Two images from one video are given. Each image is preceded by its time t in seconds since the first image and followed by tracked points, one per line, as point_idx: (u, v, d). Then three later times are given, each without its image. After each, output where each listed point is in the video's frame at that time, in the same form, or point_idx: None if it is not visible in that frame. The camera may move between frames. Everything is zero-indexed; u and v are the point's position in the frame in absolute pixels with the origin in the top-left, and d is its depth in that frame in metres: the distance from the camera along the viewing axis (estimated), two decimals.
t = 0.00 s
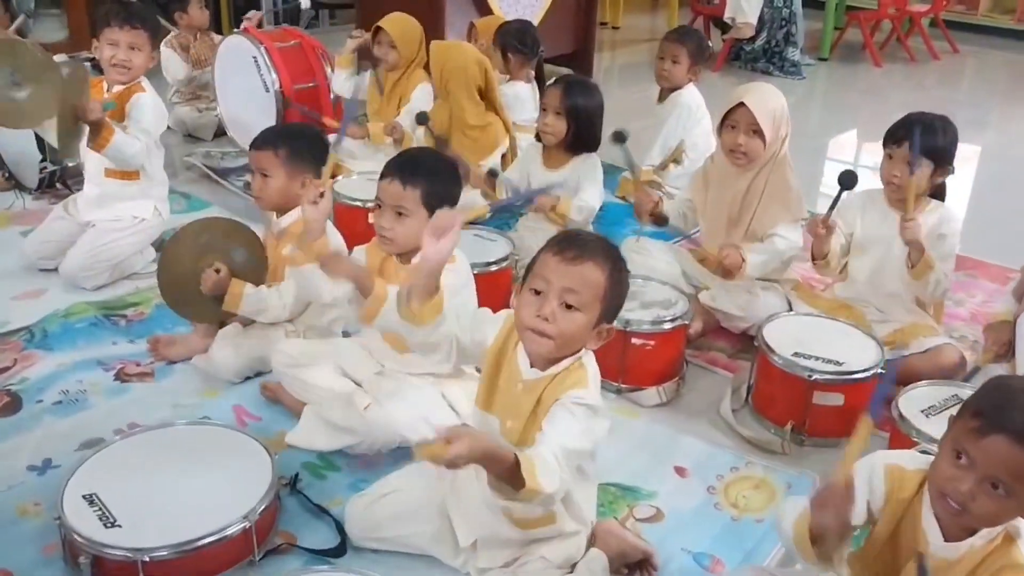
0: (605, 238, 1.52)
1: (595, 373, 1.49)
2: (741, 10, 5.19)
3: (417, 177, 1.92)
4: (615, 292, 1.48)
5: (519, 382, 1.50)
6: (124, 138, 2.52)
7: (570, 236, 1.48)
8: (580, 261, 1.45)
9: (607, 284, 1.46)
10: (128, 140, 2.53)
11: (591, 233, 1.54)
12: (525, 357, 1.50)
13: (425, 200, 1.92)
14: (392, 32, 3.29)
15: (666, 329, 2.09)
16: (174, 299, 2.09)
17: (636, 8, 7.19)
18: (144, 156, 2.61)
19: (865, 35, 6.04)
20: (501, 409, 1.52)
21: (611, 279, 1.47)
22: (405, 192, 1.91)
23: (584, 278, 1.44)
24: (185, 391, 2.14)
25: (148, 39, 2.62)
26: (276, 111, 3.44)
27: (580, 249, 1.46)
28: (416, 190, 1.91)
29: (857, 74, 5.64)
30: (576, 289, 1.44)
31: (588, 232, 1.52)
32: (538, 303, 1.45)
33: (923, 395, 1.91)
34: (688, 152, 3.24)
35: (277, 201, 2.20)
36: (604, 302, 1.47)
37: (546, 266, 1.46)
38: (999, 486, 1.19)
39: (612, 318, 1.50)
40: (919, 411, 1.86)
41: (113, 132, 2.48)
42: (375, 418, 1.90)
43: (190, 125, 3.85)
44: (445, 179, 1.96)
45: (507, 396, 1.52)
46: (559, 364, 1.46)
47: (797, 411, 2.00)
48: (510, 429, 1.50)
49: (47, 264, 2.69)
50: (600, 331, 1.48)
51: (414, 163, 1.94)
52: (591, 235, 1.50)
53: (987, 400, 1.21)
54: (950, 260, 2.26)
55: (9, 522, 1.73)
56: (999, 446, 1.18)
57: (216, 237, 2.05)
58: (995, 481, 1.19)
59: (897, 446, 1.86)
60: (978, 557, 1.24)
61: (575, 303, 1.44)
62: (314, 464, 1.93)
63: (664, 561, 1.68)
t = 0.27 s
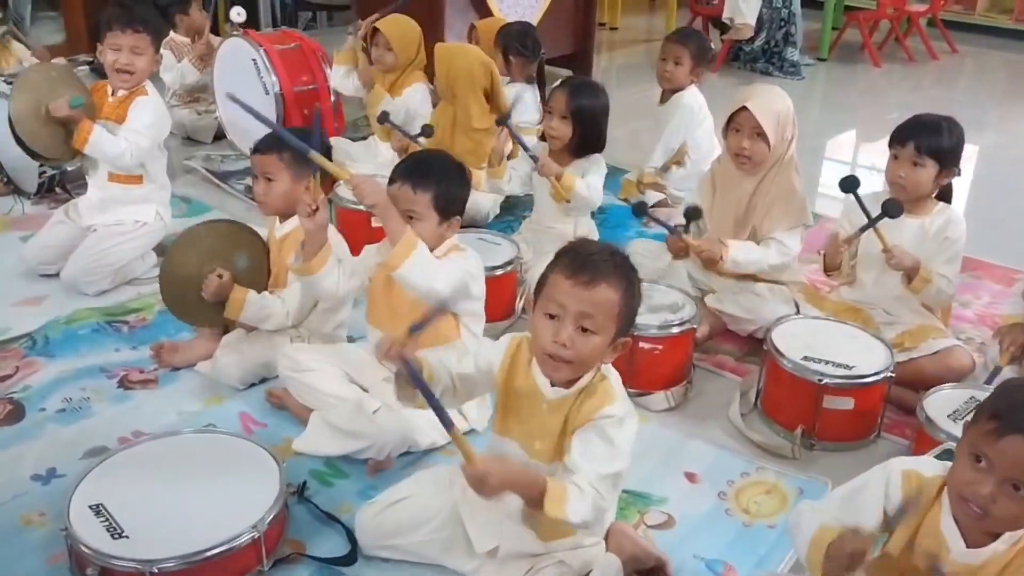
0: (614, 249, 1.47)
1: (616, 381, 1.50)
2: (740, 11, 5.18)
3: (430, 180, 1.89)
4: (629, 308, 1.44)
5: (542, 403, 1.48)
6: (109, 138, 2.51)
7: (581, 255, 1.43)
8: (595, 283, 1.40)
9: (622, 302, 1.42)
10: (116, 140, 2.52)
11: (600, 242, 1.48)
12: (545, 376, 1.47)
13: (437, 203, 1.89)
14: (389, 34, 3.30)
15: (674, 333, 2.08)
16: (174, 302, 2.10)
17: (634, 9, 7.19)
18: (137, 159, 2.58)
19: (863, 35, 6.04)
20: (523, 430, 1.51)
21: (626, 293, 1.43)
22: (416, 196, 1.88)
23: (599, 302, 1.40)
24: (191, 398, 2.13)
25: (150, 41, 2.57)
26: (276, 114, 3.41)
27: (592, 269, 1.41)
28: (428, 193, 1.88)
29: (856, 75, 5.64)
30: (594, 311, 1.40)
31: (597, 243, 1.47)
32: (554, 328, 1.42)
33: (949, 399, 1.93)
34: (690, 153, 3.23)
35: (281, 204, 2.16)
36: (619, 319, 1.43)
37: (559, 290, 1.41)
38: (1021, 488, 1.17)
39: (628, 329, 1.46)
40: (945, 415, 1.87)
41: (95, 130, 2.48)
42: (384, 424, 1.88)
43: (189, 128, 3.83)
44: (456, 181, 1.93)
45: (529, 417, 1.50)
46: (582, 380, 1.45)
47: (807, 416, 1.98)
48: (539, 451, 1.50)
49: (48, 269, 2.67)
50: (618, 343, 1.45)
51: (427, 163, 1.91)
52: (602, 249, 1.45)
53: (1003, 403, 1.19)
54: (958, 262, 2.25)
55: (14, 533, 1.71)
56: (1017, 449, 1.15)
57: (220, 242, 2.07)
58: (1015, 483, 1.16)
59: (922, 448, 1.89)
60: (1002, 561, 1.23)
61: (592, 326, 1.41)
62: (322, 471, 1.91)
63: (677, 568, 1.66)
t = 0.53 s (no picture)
0: (627, 261, 1.44)
1: (623, 399, 1.48)
2: (738, 9, 5.18)
3: (433, 181, 1.86)
4: (625, 320, 1.41)
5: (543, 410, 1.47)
6: (111, 142, 2.49)
7: (585, 260, 1.40)
8: (589, 291, 1.38)
9: (616, 313, 1.40)
10: (118, 143, 2.51)
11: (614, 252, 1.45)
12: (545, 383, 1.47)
13: (441, 204, 1.86)
14: (383, 32, 3.28)
15: (680, 333, 2.07)
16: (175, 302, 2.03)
17: (631, 7, 7.18)
18: (141, 162, 2.57)
19: (860, 33, 6.04)
20: (524, 435, 1.50)
21: (623, 306, 1.40)
22: (419, 196, 1.85)
23: (588, 308, 1.38)
24: (194, 402, 2.11)
25: (155, 42, 2.58)
26: (275, 114, 3.39)
27: (590, 276, 1.39)
28: (433, 193, 1.85)
29: (854, 72, 5.64)
30: (582, 318, 1.38)
31: (610, 253, 1.43)
32: (541, 328, 1.40)
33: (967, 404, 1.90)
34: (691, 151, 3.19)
35: (285, 207, 2.15)
36: (612, 330, 1.40)
37: (553, 292, 1.40)
38: None
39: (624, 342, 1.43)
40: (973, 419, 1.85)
41: (98, 136, 2.47)
42: (390, 427, 1.87)
43: (187, 129, 3.81)
44: (461, 186, 1.89)
45: (530, 421, 1.49)
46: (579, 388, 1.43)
47: (814, 416, 1.98)
48: (535, 454, 1.49)
49: (48, 271, 2.65)
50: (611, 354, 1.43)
51: (430, 166, 1.87)
52: (609, 259, 1.42)
53: (1010, 396, 1.17)
54: (962, 261, 2.24)
55: (19, 538, 1.69)
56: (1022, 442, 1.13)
57: (224, 245, 2.02)
58: (1023, 476, 1.15)
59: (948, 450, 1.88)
60: (1019, 555, 1.21)
61: (578, 333, 1.39)
62: (327, 475, 1.90)
63: (687, 570, 1.65)
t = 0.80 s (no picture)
0: (630, 263, 1.42)
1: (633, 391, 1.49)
2: (735, 4, 5.17)
3: (433, 181, 1.83)
4: (632, 326, 1.41)
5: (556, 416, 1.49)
6: (112, 140, 2.48)
7: (590, 273, 1.38)
8: (596, 306, 1.37)
9: (622, 323, 1.39)
10: (118, 142, 2.50)
11: (617, 255, 1.43)
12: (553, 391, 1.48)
13: (440, 203, 1.83)
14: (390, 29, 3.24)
15: (682, 329, 2.07)
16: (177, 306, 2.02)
17: (627, 2, 7.17)
18: (142, 159, 2.56)
19: (857, 27, 6.03)
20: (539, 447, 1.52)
21: (632, 312, 1.40)
22: (419, 193, 1.82)
23: (594, 324, 1.37)
24: (195, 400, 2.10)
25: (154, 43, 2.57)
26: (272, 110, 3.38)
27: (597, 292, 1.37)
28: (433, 191, 1.82)
29: (851, 67, 5.63)
30: (592, 333, 1.38)
31: (613, 259, 1.41)
32: (552, 344, 1.40)
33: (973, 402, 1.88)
34: (691, 146, 3.22)
35: (284, 205, 2.14)
36: (623, 338, 1.41)
37: (560, 309, 1.39)
38: None
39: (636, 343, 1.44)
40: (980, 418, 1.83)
41: (98, 135, 2.46)
42: (393, 426, 1.86)
43: (184, 126, 3.79)
44: (461, 188, 1.86)
45: (542, 430, 1.50)
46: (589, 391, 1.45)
47: (818, 411, 1.98)
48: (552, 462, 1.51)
49: (46, 270, 2.64)
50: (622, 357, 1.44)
51: (429, 168, 1.84)
52: (612, 267, 1.40)
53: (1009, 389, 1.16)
54: (964, 256, 2.24)
55: (21, 538, 1.68)
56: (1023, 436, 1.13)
57: (225, 243, 2.01)
58: None
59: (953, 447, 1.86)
60: None
61: (589, 347, 1.39)
62: (331, 474, 1.89)
63: (694, 567, 1.65)
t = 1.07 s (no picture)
0: (672, 271, 1.29)
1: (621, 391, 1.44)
2: None
3: (429, 182, 1.81)
4: (661, 338, 1.32)
5: (540, 386, 1.43)
6: (109, 139, 2.46)
7: (633, 286, 1.25)
8: (636, 325, 1.25)
9: (654, 342, 1.30)
10: (115, 140, 2.48)
11: (660, 260, 1.29)
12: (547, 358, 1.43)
13: (437, 204, 1.81)
14: (384, 25, 3.22)
15: (683, 325, 2.06)
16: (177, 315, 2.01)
17: None
18: (138, 157, 2.55)
19: (852, 22, 6.04)
20: (514, 411, 1.47)
21: (666, 327, 1.30)
22: (416, 195, 1.80)
23: (630, 345, 1.27)
24: (195, 398, 2.10)
25: (151, 39, 2.56)
26: (268, 106, 3.35)
27: (639, 311, 1.24)
28: (428, 193, 1.80)
29: (846, 62, 5.63)
30: (622, 347, 1.28)
31: (657, 268, 1.27)
32: (578, 346, 1.30)
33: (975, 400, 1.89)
34: (689, 143, 3.20)
35: (279, 205, 2.14)
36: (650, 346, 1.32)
37: (596, 318, 1.26)
38: None
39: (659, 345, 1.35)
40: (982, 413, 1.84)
41: (94, 133, 2.43)
42: (394, 423, 1.86)
43: (180, 123, 3.78)
44: (458, 187, 1.84)
45: (524, 395, 1.45)
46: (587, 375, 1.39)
47: (820, 406, 1.98)
48: (523, 432, 1.46)
49: (42, 267, 2.63)
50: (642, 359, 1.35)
51: (426, 167, 1.82)
52: (656, 279, 1.26)
53: (999, 381, 1.15)
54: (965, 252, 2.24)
55: (22, 538, 1.68)
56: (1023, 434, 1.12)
57: (218, 250, 1.99)
58: None
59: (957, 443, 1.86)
60: None
61: (617, 358, 1.30)
62: (332, 471, 1.89)
63: (697, 563, 1.65)
